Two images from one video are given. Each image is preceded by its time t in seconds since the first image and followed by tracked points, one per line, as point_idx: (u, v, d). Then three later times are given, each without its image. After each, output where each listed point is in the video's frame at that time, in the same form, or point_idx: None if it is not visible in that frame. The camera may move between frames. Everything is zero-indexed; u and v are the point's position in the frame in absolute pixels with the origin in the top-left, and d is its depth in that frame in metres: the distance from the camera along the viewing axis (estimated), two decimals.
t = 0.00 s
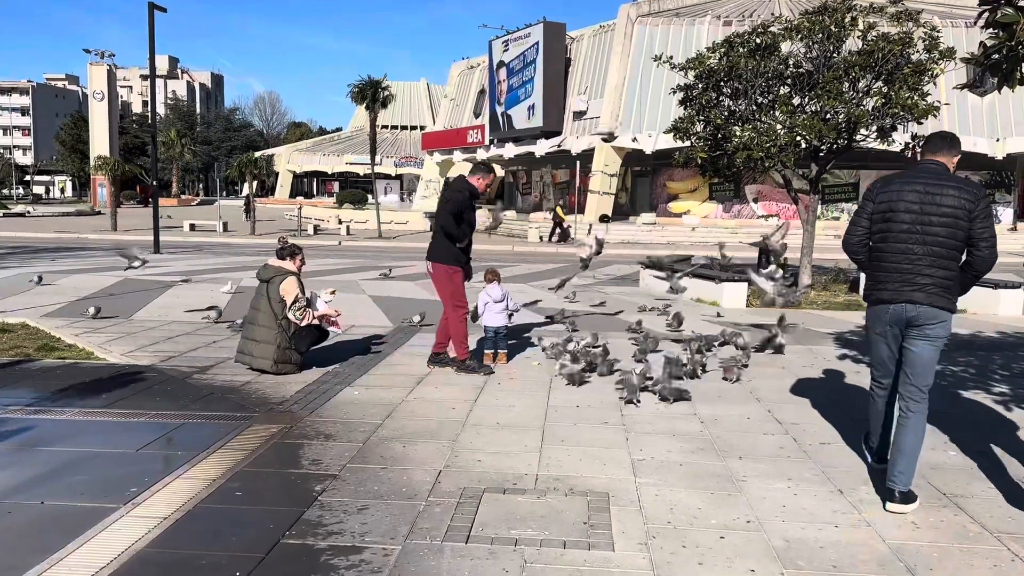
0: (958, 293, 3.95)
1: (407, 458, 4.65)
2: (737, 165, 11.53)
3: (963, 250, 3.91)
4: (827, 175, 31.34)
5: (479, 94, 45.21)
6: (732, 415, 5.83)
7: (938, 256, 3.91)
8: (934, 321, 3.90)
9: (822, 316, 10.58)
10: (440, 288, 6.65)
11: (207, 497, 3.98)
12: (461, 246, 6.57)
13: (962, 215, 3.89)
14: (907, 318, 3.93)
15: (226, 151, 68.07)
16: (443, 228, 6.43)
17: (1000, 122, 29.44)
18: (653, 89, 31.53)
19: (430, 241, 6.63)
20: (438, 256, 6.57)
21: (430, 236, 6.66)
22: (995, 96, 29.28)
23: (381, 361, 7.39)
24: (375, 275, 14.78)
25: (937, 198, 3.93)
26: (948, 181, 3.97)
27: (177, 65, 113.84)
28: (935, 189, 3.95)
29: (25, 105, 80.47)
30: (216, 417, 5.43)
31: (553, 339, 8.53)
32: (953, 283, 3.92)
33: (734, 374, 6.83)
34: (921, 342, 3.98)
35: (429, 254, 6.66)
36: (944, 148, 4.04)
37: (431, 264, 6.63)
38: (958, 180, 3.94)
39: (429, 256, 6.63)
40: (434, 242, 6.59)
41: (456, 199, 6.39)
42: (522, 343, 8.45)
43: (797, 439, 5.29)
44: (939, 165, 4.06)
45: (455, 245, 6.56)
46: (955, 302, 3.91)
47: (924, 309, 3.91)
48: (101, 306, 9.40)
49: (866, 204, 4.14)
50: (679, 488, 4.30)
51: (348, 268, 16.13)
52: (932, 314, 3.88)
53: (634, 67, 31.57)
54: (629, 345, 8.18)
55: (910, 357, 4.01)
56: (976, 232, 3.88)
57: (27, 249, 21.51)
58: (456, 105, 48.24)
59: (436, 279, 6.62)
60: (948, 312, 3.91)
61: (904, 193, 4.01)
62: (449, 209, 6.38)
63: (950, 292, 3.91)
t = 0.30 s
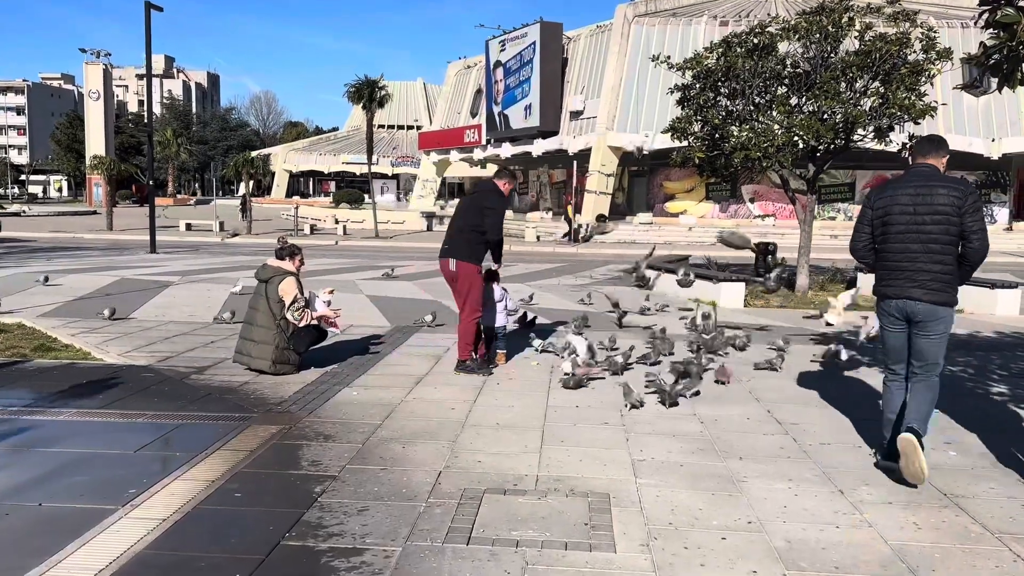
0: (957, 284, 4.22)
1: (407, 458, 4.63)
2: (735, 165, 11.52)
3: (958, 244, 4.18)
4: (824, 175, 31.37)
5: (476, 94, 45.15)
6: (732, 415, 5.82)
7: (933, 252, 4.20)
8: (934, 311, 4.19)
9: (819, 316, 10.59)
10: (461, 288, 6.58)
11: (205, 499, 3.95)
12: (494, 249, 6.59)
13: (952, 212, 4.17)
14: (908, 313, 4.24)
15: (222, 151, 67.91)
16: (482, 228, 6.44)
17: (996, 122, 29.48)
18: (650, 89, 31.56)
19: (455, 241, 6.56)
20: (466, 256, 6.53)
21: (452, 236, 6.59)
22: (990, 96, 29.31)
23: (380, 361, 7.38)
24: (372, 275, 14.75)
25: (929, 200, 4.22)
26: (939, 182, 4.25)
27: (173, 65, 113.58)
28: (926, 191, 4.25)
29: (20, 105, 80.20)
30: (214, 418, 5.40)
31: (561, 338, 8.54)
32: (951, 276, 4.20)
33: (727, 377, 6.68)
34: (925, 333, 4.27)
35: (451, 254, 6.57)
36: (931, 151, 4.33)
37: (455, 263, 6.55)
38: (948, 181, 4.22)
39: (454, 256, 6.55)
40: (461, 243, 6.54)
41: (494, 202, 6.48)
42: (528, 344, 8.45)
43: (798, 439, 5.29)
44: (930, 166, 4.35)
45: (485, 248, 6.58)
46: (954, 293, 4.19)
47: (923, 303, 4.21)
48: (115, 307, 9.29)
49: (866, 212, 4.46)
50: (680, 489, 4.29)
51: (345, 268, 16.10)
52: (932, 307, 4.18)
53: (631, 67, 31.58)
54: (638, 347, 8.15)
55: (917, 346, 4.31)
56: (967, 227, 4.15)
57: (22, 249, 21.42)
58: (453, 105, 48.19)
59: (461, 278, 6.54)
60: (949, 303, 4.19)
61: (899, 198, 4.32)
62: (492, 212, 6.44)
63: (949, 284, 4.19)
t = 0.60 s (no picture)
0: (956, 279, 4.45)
1: (400, 461, 4.62)
2: (729, 166, 11.52)
3: (956, 241, 4.40)
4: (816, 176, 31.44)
5: (470, 94, 45.15)
6: (725, 417, 5.82)
7: (932, 249, 4.43)
8: (933, 303, 4.43)
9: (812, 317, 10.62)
10: (476, 292, 6.58)
11: (196, 503, 3.92)
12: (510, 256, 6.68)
13: (950, 212, 4.40)
14: (909, 305, 4.49)
15: (215, 150, 67.75)
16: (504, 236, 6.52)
17: (987, 124, 29.62)
18: (644, 90, 31.61)
19: (471, 246, 6.57)
20: (483, 261, 6.56)
21: (465, 242, 6.60)
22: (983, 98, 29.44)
23: (373, 362, 7.36)
24: (366, 276, 14.75)
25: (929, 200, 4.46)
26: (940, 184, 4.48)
27: (166, 64, 113.24)
28: (927, 191, 4.48)
29: (12, 104, 79.92)
30: (206, 420, 5.37)
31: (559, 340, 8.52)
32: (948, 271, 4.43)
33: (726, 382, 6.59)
34: (926, 325, 4.52)
35: (465, 258, 6.56)
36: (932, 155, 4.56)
37: (470, 268, 6.54)
38: (947, 182, 4.45)
39: (469, 259, 6.54)
40: (477, 248, 6.56)
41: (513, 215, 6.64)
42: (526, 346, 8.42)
43: (791, 440, 5.29)
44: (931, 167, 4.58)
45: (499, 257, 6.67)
46: (952, 287, 4.43)
47: (924, 296, 4.45)
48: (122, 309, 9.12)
49: (870, 211, 4.71)
50: (674, 492, 4.28)
51: (339, 268, 16.08)
52: (931, 300, 4.42)
53: (625, 68, 31.61)
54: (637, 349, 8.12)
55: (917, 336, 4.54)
56: (963, 226, 4.38)
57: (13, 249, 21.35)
58: (447, 105, 48.20)
59: (477, 283, 6.55)
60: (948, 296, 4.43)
61: (901, 197, 4.56)
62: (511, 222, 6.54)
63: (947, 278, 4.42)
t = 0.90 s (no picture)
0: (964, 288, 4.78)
1: (388, 462, 4.60)
2: (718, 167, 11.55)
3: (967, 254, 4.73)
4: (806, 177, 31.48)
5: (461, 95, 45.13)
6: (714, 418, 5.82)
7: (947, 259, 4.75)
8: (943, 309, 4.76)
9: (800, 318, 10.65)
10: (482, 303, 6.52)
11: (182, 504, 3.91)
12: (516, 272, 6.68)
13: (964, 227, 4.72)
14: (922, 309, 4.81)
15: (205, 150, 67.48)
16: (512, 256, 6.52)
17: (976, 126, 29.82)
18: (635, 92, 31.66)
19: (484, 258, 6.52)
20: (493, 273, 6.52)
21: (477, 253, 6.54)
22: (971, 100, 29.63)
23: (362, 363, 7.35)
24: (356, 276, 14.73)
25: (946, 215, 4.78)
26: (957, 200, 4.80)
27: (157, 64, 112.74)
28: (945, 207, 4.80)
29: None
30: (193, 421, 5.35)
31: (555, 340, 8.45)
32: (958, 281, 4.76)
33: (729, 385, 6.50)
34: (934, 329, 4.84)
35: (477, 267, 6.48)
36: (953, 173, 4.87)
37: (481, 277, 6.46)
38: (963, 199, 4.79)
39: (481, 268, 6.47)
40: (488, 260, 6.52)
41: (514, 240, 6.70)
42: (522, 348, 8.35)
43: (779, 441, 5.30)
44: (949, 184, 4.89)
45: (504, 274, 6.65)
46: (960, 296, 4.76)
47: (936, 302, 4.77)
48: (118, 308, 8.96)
49: (889, 218, 5.02)
50: (661, 493, 4.28)
51: (330, 268, 16.06)
52: (943, 305, 4.75)
53: (616, 70, 31.67)
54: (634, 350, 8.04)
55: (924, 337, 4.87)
56: (976, 240, 4.71)
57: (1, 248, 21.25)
58: (438, 105, 48.14)
59: (486, 294, 6.49)
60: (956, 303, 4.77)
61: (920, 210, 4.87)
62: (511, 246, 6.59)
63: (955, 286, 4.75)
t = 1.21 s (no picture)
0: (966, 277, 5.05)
1: (373, 461, 4.59)
2: (705, 167, 11.58)
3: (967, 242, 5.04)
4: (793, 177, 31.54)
5: (450, 94, 45.08)
6: (700, 417, 5.84)
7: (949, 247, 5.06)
8: (943, 295, 5.03)
9: (786, 317, 10.69)
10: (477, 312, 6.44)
11: (164, 504, 3.88)
12: (508, 284, 6.67)
13: (962, 217, 5.04)
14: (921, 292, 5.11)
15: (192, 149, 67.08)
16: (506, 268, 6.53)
17: (961, 127, 30.01)
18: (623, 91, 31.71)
19: (482, 268, 6.50)
20: (489, 284, 6.48)
21: (474, 263, 6.53)
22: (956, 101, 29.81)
23: (349, 362, 7.32)
24: (344, 275, 14.68)
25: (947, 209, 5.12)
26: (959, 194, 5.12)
27: (143, 62, 112.06)
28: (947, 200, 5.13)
29: None
30: (176, 421, 5.32)
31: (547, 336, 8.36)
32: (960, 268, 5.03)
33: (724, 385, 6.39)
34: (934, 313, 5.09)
35: (474, 276, 6.43)
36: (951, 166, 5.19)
37: (478, 286, 6.41)
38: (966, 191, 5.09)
39: (479, 278, 6.42)
40: (483, 271, 6.50)
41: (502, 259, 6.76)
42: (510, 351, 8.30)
43: (763, 440, 5.32)
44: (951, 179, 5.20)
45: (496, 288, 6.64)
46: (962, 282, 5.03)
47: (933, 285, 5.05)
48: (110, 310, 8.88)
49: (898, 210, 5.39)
50: (646, 491, 4.29)
51: (317, 268, 16.00)
52: (940, 288, 5.02)
53: (604, 69, 31.72)
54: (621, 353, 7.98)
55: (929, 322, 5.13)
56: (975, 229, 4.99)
57: None
58: (427, 104, 48.07)
59: (480, 304, 6.44)
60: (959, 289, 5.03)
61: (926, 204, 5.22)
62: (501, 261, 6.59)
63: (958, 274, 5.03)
